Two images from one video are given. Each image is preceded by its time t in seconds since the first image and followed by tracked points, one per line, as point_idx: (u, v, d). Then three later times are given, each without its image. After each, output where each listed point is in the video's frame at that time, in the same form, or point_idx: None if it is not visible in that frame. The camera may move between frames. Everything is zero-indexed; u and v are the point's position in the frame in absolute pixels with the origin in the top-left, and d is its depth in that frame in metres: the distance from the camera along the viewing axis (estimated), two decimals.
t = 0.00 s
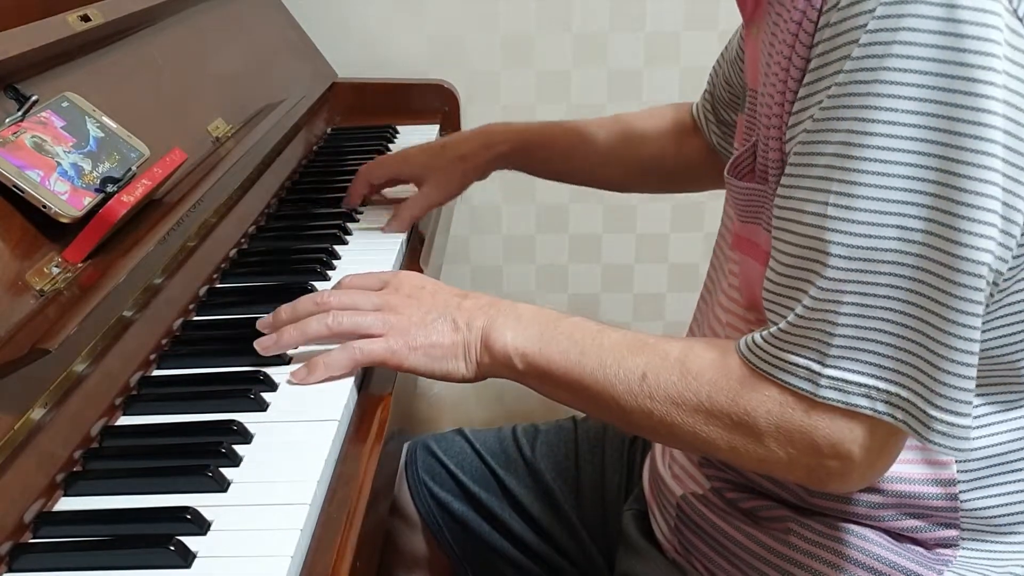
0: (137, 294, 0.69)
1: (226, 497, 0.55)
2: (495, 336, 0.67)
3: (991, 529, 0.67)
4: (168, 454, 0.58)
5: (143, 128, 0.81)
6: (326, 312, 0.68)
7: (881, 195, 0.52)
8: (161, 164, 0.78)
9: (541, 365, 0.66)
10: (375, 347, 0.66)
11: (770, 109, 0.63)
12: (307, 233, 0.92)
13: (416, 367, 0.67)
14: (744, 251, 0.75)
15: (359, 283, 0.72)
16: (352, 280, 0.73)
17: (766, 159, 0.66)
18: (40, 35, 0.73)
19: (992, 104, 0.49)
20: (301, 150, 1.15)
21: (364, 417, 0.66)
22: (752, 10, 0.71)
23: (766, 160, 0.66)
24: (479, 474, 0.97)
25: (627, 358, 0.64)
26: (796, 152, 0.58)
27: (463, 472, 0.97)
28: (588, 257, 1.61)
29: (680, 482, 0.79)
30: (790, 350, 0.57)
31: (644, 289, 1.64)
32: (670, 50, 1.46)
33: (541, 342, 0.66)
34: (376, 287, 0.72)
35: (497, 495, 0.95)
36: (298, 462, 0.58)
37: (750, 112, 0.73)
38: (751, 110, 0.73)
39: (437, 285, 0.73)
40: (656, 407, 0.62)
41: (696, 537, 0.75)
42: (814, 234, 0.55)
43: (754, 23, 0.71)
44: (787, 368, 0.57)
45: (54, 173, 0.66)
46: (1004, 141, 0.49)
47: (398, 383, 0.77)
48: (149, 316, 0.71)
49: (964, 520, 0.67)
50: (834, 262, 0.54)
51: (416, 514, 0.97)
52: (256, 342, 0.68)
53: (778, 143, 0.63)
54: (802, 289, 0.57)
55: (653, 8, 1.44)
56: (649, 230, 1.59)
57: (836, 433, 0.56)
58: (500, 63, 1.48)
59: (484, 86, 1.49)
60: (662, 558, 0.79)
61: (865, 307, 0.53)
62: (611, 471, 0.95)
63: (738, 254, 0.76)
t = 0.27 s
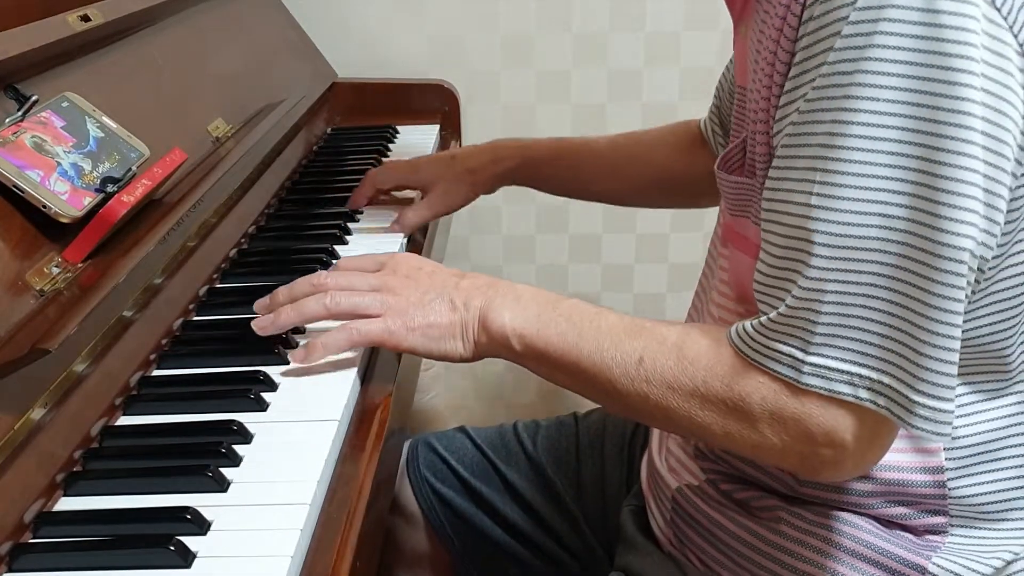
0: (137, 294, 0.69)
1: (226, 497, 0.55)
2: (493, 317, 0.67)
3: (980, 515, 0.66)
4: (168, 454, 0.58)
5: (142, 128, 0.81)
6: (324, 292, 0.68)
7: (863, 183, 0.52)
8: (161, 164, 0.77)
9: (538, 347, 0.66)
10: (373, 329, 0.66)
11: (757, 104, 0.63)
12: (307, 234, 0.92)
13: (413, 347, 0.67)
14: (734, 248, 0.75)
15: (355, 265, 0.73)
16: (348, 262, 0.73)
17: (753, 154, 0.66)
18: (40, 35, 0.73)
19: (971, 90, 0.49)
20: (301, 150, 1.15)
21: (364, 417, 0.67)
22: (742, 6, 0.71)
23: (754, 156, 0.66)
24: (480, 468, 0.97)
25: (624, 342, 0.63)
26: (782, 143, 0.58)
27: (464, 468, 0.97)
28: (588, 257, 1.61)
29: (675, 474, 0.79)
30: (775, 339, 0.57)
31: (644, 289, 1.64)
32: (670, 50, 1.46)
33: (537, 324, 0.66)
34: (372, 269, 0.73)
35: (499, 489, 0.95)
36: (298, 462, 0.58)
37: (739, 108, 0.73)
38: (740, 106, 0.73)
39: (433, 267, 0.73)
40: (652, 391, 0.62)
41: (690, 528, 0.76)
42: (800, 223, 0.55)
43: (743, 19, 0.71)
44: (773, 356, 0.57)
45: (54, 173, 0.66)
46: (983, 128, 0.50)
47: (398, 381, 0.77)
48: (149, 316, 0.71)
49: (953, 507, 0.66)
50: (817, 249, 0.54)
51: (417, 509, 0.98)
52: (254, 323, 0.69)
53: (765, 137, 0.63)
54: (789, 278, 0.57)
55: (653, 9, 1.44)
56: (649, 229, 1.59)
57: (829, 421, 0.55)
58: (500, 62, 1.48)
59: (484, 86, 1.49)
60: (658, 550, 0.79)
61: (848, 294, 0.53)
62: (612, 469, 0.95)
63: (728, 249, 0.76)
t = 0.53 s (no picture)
0: (137, 294, 0.69)
1: (226, 497, 0.55)
2: (497, 343, 0.67)
3: (981, 519, 0.66)
4: (168, 454, 0.58)
5: (142, 128, 0.81)
6: (330, 320, 0.68)
7: (861, 192, 0.52)
8: (161, 164, 0.77)
9: (543, 371, 0.66)
10: (379, 356, 0.65)
11: (757, 109, 0.63)
12: (307, 233, 0.92)
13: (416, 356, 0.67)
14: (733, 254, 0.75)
15: (360, 292, 0.72)
16: (353, 289, 0.73)
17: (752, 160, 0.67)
18: (41, 35, 0.73)
19: (969, 98, 0.49)
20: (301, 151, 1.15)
21: (365, 414, 0.67)
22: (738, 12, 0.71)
23: (753, 161, 0.66)
24: (480, 468, 0.97)
25: (627, 360, 0.64)
26: (779, 149, 0.58)
27: (463, 468, 0.97)
28: (588, 257, 1.62)
29: (678, 477, 0.80)
30: (774, 346, 0.57)
31: (644, 289, 1.64)
32: (670, 50, 1.46)
33: (542, 349, 0.66)
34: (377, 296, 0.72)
35: (498, 490, 0.95)
36: (297, 462, 0.58)
37: (737, 114, 0.73)
38: (737, 112, 0.73)
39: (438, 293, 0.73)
40: (657, 408, 0.62)
41: (691, 532, 0.76)
42: (798, 231, 0.55)
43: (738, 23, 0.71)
44: (771, 364, 0.57)
45: (54, 173, 0.66)
46: (981, 137, 0.50)
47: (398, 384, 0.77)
48: (149, 316, 0.71)
49: (953, 511, 0.66)
50: (814, 258, 0.54)
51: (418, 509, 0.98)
52: (260, 352, 0.68)
53: (763, 142, 0.64)
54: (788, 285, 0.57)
55: (653, 9, 1.44)
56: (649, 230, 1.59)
57: (836, 428, 0.56)
58: (500, 62, 1.48)
59: (484, 86, 1.49)
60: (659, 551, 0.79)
61: (847, 302, 0.53)
62: (612, 471, 0.95)
63: (726, 254, 0.76)
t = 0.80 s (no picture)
0: (137, 294, 0.69)
1: (226, 497, 0.55)
2: (498, 349, 0.66)
3: (988, 529, 0.67)
4: (168, 454, 0.58)
5: (142, 128, 0.81)
6: (332, 322, 0.68)
7: (871, 204, 0.52)
8: (161, 164, 0.77)
9: (545, 377, 0.65)
10: (379, 358, 0.65)
11: (763, 116, 0.63)
12: (307, 233, 0.92)
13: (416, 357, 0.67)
14: (737, 260, 0.75)
15: (361, 294, 0.73)
16: (354, 291, 0.73)
17: (758, 166, 0.66)
18: (41, 34, 0.73)
19: (983, 111, 0.49)
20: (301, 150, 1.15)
21: (365, 413, 0.67)
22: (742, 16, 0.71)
23: (759, 167, 0.66)
24: (478, 472, 0.97)
25: (626, 368, 0.63)
26: (786, 159, 0.58)
27: (462, 471, 0.97)
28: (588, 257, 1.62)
29: (678, 484, 0.80)
30: (780, 357, 0.57)
31: (644, 290, 1.64)
32: (670, 50, 1.46)
33: (542, 355, 0.66)
34: (378, 299, 0.72)
35: (497, 494, 0.95)
36: (297, 462, 0.58)
37: (740, 120, 0.73)
38: (740, 118, 0.73)
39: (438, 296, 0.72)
40: (657, 416, 0.62)
41: (693, 539, 0.76)
42: (805, 241, 0.55)
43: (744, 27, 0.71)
44: (777, 375, 0.57)
45: (54, 173, 0.66)
46: (993, 149, 0.50)
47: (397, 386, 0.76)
48: (149, 316, 0.71)
49: (960, 521, 0.67)
50: (823, 270, 0.54)
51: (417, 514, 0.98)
52: (263, 355, 0.68)
53: (770, 150, 0.63)
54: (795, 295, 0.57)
55: (653, 9, 1.44)
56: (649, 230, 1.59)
57: (835, 438, 0.56)
58: (500, 62, 1.48)
59: (484, 86, 1.49)
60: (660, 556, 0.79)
61: (855, 314, 0.53)
62: (610, 474, 0.95)
63: (728, 259, 0.76)
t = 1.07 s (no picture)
0: (137, 294, 0.69)
1: (226, 497, 0.55)
2: (496, 337, 0.67)
3: (990, 534, 0.67)
4: (168, 454, 0.58)
5: (142, 128, 0.81)
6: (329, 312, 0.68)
7: (873, 205, 0.52)
8: (161, 164, 0.77)
9: (543, 365, 0.66)
10: (378, 349, 0.66)
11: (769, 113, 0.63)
12: (308, 233, 0.92)
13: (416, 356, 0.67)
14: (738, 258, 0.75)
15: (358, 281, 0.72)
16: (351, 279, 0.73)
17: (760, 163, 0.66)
18: (41, 35, 0.73)
19: (989, 113, 0.49)
20: (301, 150, 1.15)
21: (365, 417, 0.66)
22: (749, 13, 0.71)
23: (763, 164, 0.66)
24: (479, 472, 0.97)
25: (619, 359, 0.64)
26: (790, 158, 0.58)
27: (463, 471, 0.97)
28: (588, 257, 1.62)
29: (679, 487, 0.80)
30: (780, 356, 0.57)
31: (644, 290, 1.64)
32: (670, 50, 1.46)
33: (541, 344, 0.66)
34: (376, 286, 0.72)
35: (497, 494, 0.95)
36: (297, 462, 0.58)
37: (744, 117, 0.73)
38: (744, 115, 0.73)
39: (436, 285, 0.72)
40: (650, 410, 0.62)
41: (691, 540, 0.76)
42: (807, 240, 0.55)
43: (750, 23, 0.71)
44: (777, 374, 0.57)
45: (54, 173, 0.66)
46: (998, 153, 0.50)
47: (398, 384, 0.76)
48: (149, 316, 0.71)
49: (961, 525, 0.67)
50: (824, 269, 0.54)
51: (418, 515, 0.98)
52: (259, 342, 0.69)
53: (774, 147, 0.63)
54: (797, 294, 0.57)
55: (653, 9, 1.44)
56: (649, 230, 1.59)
57: (828, 439, 0.56)
58: (500, 62, 1.48)
59: (484, 86, 1.49)
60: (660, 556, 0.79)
61: (855, 315, 0.53)
62: (611, 475, 0.95)
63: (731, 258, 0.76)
